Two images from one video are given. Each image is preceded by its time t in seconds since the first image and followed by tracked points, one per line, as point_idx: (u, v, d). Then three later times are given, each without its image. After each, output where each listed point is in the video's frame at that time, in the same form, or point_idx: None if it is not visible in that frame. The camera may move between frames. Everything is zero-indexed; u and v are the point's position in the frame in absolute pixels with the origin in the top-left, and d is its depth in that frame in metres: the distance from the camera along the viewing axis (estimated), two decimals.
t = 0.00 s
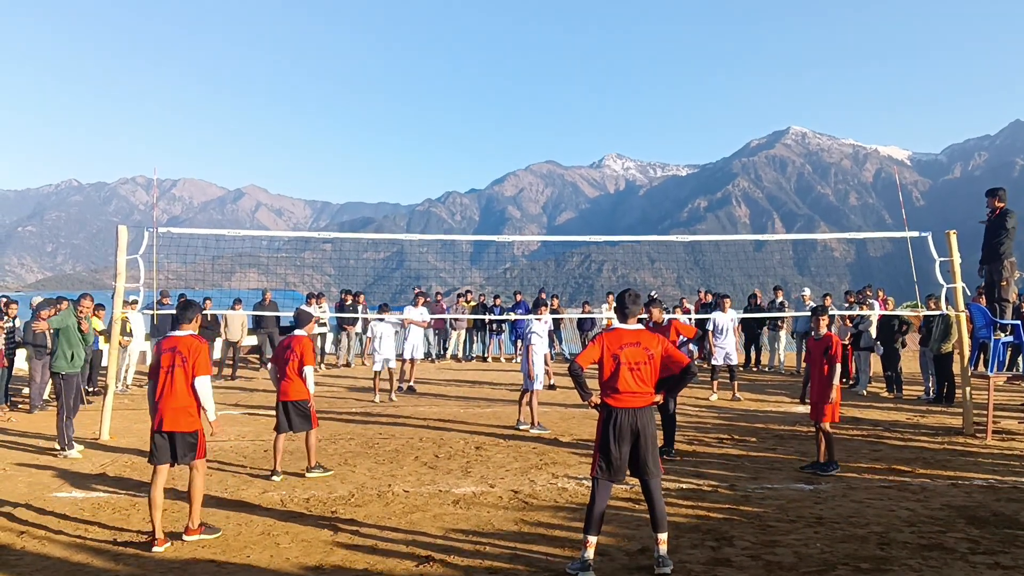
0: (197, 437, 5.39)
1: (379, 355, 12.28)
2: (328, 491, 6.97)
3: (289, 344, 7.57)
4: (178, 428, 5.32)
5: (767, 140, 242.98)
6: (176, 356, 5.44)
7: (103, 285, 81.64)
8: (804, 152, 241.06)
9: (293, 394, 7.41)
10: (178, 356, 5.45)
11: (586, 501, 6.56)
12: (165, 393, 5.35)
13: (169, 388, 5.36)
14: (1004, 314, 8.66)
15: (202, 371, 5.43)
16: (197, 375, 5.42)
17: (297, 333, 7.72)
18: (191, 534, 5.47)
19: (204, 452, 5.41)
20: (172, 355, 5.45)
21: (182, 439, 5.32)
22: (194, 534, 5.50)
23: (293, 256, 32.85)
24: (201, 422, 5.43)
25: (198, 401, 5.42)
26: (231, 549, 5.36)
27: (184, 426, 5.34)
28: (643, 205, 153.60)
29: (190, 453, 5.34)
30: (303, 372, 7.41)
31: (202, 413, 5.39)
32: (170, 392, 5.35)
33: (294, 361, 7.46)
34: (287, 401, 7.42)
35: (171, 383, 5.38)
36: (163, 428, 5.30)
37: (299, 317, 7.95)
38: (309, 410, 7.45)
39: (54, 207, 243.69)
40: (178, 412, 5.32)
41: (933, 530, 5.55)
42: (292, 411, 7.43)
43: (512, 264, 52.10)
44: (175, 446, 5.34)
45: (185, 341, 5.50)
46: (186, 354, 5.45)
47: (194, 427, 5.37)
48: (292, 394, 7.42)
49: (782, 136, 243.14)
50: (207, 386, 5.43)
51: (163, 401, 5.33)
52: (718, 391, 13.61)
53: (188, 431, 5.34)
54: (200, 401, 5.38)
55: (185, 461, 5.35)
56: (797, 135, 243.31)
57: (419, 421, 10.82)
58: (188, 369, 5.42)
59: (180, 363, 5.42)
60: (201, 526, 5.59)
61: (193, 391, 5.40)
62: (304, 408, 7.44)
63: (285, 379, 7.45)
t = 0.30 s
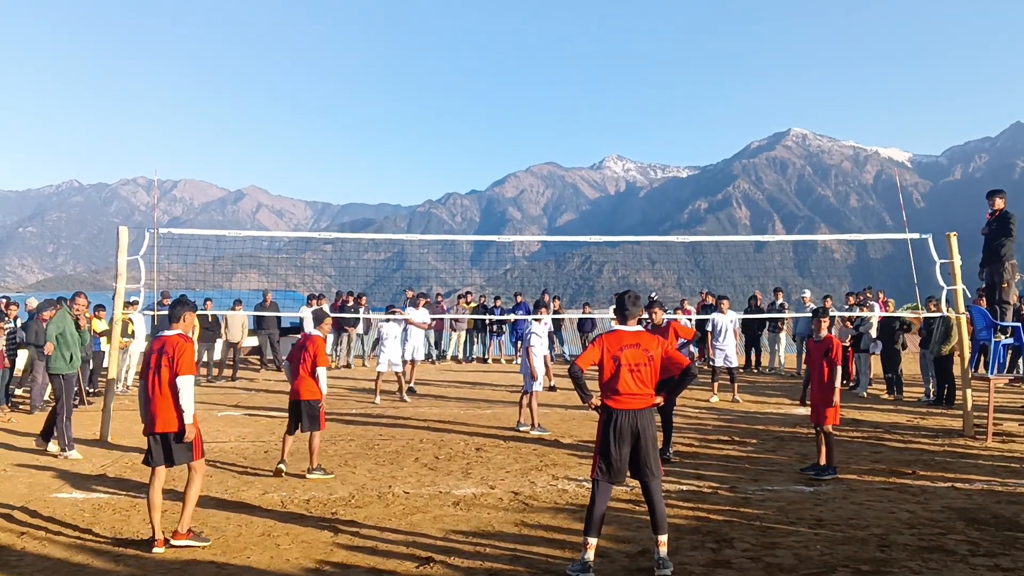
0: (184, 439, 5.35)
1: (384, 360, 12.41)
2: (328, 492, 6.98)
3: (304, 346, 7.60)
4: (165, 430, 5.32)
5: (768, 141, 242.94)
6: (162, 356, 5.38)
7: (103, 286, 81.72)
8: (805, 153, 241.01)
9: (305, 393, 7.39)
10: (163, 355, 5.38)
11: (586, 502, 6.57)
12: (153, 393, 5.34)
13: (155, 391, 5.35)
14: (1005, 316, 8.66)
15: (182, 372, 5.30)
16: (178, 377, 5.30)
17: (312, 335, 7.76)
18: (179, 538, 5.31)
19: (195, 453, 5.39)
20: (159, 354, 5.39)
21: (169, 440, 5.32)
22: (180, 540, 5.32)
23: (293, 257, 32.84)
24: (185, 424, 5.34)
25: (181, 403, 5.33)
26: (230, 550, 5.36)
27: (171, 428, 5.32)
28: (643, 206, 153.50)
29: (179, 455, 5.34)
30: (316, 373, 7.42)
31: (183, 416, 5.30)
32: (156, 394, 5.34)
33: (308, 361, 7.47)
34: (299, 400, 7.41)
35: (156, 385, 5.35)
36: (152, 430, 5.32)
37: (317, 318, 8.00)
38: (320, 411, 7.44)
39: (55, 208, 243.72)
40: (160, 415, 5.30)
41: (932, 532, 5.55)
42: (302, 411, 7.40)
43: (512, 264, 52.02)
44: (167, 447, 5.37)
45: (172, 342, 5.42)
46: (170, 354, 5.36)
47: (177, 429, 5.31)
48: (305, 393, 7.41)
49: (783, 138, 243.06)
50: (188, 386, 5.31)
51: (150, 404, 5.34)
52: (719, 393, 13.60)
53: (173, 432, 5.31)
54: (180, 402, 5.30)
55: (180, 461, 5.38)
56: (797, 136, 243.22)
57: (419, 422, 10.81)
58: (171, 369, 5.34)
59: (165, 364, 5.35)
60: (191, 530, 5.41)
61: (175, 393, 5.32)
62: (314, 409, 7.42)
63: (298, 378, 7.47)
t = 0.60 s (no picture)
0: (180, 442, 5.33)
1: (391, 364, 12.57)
2: (328, 495, 6.97)
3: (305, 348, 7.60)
4: (163, 433, 5.33)
5: (768, 144, 243.01)
6: (162, 359, 5.39)
7: (102, 288, 81.68)
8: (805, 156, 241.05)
9: (308, 394, 7.39)
10: (163, 359, 5.39)
11: (586, 505, 6.56)
12: (154, 396, 5.38)
13: (156, 393, 5.39)
14: (1005, 320, 8.65)
15: (178, 376, 5.29)
16: (175, 380, 5.30)
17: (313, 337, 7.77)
18: (177, 544, 5.30)
19: (192, 458, 5.36)
20: (160, 357, 5.41)
21: (166, 443, 5.32)
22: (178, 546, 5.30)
23: (292, 259, 32.85)
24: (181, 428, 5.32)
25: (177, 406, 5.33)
26: (229, 553, 5.35)
27: (168, 431, 5.34)
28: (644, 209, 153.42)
29: (176, 459, 5.33)
30: (318, 374, 7.43)
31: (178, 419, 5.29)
32: (156, 396, 5.38)
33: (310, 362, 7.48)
34: (303, 402, 7.40)
35: (158, 387, 5.38)
36: (152, 433, 5.35)
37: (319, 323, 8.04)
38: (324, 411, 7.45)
39: (55, 210, 243.75)
40: (158, 417, 5.32)
41: (932, 535, 5.54)
42: (306, 413, 7.39)
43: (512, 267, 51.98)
44: (166, 450, 5.37)
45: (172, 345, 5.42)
46: (169, 357, 5.37)
47: (172, 433, 5.30)
48: (307, 395, 7.40)
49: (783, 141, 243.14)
50: (183, 392, 5.29)
51: (151, 407, 5.38)
52: (720, 396, 13.60)
53: (170, 435, 5.32)
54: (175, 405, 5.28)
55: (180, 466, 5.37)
56: (797, 139, 243.29)
57: (419, 425, 10.81)
58: (169, 373, 5.35)
59: (164, 367, 5.36)
60: (191, 536, 5.38)
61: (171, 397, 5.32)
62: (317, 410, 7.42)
63: (300, 380, 7.46)
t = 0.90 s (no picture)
0: (191, 446, 5.31)
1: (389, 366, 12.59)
2: (327, 497, 6.96)
3: (301, 349, 7.56)
4: (173, 437, 5.32)
5: (767, 147, 243.33)
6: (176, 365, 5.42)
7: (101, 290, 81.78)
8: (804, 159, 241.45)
9: (305, 397, 7.40)
10: (176, 365, 5.43)
11: (584, 508, 6.57)
12: (166, 401, 5.39)
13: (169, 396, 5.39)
14: (1003, 323, 8.66)
15: (193, 380, 5.33)
16: (189, 386, 5.34)
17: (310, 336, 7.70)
18: (183, 547, 5.30)
19: (197, 464, 5.32)
20: (173, 361, 5.47)
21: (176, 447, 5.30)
22: (184, 549, 5.31)
23: (292, 261, 32.81)
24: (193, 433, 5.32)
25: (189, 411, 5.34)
26: (229, 555, 5.35)
27: (180, 435, 5.33)
28: (643, 212, 153.46)
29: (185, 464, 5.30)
30: (311, 376, 7.38)
31: (191, 424, 5.29)
32: (169, 401, 5.39)
33: (304, 364, 7.44)
34: (300, 404, 7.43)
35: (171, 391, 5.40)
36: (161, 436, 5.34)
37: (316, 321, 7.97)
38: (319, 412, 7.46)
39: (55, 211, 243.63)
40: (170, 421, 5.32)
41: (931, 539, 5.54)
42: (304, 414, 7.45)
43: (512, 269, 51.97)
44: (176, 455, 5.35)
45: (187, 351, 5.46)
46: (182, 363, 5.41)
47: (183, 437, 5.30)
48: (304, 397, 7.41)
49: (782, 144, 243.53)
50: (196, 398, 5.31)
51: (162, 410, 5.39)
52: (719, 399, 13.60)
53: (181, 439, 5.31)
54: (187, 411, 5.30)
55: (185, 470, 5.35)
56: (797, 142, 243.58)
57: (419, 427, 10.81)
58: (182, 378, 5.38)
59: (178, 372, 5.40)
60: (195, 540, 5.40)
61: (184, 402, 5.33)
62: (315, 411, 7.45)
63: (297, 383, 7.45)
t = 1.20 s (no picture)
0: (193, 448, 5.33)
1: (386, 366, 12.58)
2: (325, 499, 6.94)
3: (300, 351, 7.56)
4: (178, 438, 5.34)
5: (767, 150, 243.40)
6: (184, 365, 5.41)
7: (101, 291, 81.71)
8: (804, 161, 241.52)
9: (305, 399, 7.40)
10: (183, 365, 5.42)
11: (583, 510, 6.56)
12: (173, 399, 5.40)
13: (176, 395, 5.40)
14: (1002, 326, 8.67)
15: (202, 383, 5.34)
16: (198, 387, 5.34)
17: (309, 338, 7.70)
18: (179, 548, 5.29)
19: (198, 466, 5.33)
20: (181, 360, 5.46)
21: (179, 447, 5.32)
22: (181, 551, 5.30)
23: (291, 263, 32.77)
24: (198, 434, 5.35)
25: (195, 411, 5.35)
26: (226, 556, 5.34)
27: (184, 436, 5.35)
28: (643, 214, 153.38)
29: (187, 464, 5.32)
30: (311, 377, 7.38)
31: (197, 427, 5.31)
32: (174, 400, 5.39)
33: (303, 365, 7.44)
34: (299, 406, 7.41)
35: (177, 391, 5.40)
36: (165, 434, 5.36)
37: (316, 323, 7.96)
38: (318, 413, 7.45)
39: (54, 212, 243.43)
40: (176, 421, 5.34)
41: (929, 541, 5.54)
42: (303, 416, 7.43)
43: (513, 271, 51.91)
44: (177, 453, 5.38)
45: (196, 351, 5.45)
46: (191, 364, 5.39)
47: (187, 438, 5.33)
48: (304, 399, 7.40)
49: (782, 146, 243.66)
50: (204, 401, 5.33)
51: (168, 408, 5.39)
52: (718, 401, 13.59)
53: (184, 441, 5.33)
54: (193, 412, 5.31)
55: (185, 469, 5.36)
56: (796, 144, 243.69)
57: (418, 429, 10.79)
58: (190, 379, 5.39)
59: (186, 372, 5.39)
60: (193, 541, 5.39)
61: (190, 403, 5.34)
62: (314, 413, 7.43)
63: (297, 385, 7.44)
